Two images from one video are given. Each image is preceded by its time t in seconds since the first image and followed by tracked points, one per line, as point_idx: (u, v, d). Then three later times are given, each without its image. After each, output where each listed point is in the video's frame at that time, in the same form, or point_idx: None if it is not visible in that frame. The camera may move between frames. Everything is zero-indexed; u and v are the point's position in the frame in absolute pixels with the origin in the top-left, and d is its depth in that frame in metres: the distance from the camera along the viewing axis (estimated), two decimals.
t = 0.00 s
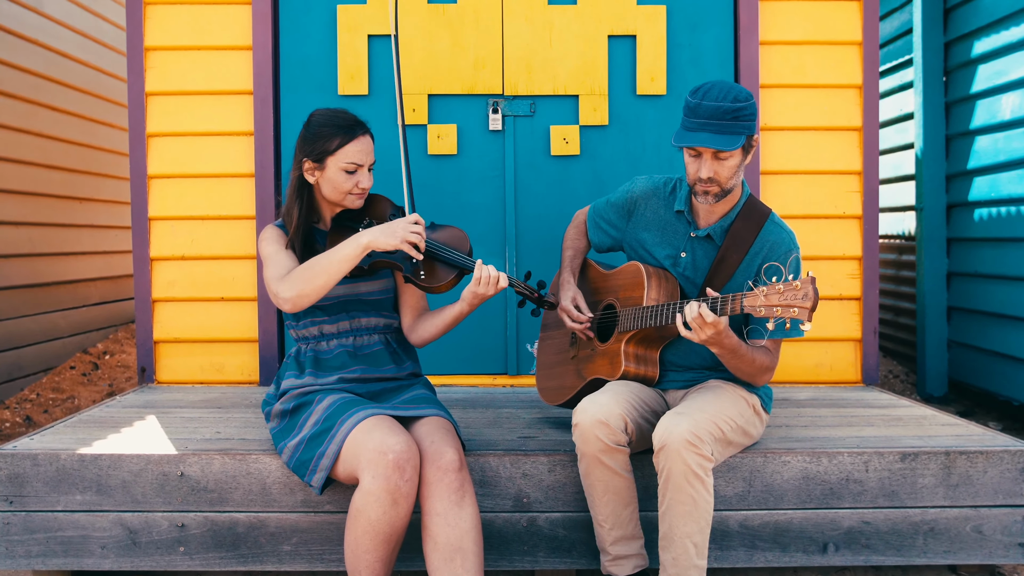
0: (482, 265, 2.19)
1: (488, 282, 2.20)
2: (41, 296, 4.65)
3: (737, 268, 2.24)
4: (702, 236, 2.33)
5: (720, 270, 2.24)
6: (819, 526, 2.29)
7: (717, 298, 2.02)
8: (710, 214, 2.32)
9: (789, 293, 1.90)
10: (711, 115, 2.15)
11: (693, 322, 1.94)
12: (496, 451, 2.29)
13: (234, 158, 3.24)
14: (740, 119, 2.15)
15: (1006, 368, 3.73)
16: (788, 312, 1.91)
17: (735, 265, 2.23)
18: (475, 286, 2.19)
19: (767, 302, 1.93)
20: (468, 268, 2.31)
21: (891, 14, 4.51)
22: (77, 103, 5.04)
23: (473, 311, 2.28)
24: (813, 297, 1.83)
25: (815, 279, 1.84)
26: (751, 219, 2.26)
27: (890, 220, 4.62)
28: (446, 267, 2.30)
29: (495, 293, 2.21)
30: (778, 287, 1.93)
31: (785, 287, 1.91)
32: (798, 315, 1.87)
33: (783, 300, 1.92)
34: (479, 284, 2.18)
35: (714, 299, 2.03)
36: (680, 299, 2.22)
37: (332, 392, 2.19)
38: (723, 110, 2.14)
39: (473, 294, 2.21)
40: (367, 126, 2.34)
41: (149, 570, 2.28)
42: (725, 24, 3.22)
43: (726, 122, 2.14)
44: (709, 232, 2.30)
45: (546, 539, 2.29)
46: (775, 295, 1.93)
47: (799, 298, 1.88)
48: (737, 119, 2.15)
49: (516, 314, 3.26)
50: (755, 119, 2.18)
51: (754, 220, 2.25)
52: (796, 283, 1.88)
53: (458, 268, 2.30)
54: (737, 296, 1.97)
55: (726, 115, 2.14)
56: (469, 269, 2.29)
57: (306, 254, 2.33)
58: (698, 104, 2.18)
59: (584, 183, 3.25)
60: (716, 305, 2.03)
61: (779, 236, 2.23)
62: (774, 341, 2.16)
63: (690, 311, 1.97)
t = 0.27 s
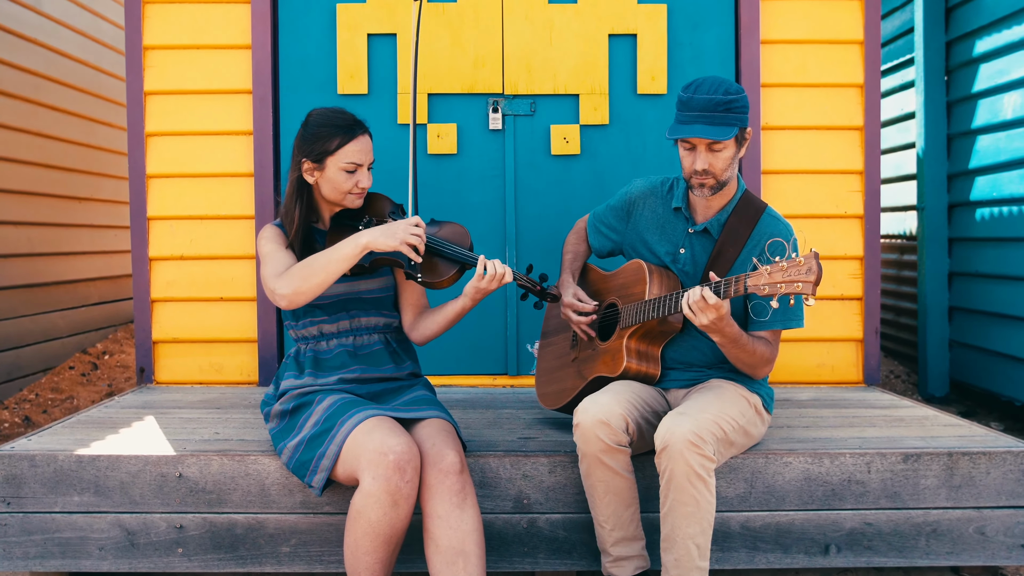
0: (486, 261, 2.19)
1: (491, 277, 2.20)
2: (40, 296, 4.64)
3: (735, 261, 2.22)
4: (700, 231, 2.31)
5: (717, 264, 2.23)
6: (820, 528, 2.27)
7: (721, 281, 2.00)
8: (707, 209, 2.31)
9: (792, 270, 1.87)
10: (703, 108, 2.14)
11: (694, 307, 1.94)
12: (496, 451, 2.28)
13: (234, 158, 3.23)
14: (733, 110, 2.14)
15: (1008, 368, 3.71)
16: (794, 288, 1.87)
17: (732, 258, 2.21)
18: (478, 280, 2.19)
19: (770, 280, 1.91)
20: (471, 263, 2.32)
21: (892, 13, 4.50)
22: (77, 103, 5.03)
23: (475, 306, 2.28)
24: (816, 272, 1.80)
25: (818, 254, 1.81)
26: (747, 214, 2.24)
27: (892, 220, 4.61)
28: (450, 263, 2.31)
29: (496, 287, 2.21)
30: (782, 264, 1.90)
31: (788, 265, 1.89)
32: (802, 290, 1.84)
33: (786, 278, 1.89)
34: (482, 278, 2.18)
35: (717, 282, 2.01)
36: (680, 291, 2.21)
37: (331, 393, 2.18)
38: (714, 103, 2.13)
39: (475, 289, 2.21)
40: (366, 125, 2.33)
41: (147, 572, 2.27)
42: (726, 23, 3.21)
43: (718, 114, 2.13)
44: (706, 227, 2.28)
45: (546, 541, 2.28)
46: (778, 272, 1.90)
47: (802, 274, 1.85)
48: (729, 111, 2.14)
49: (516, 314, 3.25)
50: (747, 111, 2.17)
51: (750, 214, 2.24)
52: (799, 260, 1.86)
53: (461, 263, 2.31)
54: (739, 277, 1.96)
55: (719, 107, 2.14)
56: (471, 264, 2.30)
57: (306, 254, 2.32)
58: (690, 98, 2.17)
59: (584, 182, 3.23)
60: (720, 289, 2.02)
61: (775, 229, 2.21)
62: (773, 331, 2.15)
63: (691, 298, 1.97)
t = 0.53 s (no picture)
0: (485, 245, 2.21)
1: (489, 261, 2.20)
2: (39, 296, 4.62)
3: (736, 259, 2.21)
4: (700, 229, 2.30)
5: (718, 263, 2.22)
6: (822, 529, 2.26)
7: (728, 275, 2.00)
8: (708, 206, 2.30)
9: (799, 261, 1.82)
10: (707, 102, 2.13)
11: (697, 300, 1.95)
12: (496, 452, 2.27)
13: (233, 157, 3.22)
14: (735, 106, 2.14)
15: (1009, 368, 3.70)
16: (801, 279, 1.82)
17: (734, 256, 2.20)
18: (477, 264, 2.19)
19: (777, 272, 1.88)
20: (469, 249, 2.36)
21: (893, 13, 4.48)
22: (76, 102, 5.01)
23: (475, 293, 2.27)
24: (824, 262, 1.74)
25: (825, 244, 1.75)
26: (748, 212, 2.24)
27: (892, 220, 4.60)
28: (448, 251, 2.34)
29: (496, 270, 2.21)
30: (790, 256, 1.86)
31: (795, 256, 1.84)
32: (810, 282, 1.79)
33: (795, 269, 1.84)
34: (482, 261, 2.18)
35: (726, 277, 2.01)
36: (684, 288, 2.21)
37: (330, 393, 2.17)
38: (718, 97, 2.12)
39: (475, 273, 2.20)
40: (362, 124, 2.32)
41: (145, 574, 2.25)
42: (727, 22, 3.20)
43: (721, 109, 2.12)
44: (707, 224, 2.28)
45: (546, 542, 2.27)
46: (786, 264, 1.87)
47: (810, 264, 1.80)
48: (732, 106, 2.13)
49: (516, 313, 3.24)
50: (749, 107, 2.16)
51: (750, 213, 2.23)
52: (806, 250, 1.81)
53: (459, 250, 2.35)
54: (746, 270, 1.94)
55: (722, 102, 2.13)
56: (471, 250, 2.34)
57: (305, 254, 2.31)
58: (694, 93, 2.16)
59: (584, 182, 3.22)
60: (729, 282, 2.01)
61: (776, 226, 2.20)
62: (772, 330, 2.16)
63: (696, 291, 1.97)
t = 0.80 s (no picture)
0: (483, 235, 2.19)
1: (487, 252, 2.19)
2: (37, 296, 4.61)
3: (739, 263, 2.20)
4: (704, 230, 2.30)
5: (721, 265, 2.21)
6: (823, 531, 2.25)
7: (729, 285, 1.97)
8: (713, 207, 2.29)
9: (802, 275, 1.83)
10: (719, 103, 2.12)
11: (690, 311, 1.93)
12: (496, 454, 2.26)
13: (231, 157, 3.20)
14: (747, 108, 2.12)
15: (1011, 368, 3.69)
16: (802, 293, 1.83)
17: (737, 259, 2.20)
18: (474, 254, 2.18)
19: (779, 285, 1.87)
20: (467, 241, 2.33)
21: (894, 12, 4.47)
22: (74, 102, 5.00)
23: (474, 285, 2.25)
24: (828, 276, 1.76)
25: (828, 259, 1.77)
26: (753, 214, 2.23)
27: (893, 220, 4.58)
28: (444, 244, 2.32)
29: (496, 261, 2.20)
30: (791, 269, 1.86)
31: (798, 270, 1.85)
32: (813, 295, 1.80)
33: (796, 282, 1.85)
34: (480, 251, 2.17)
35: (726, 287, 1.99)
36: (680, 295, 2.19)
37: (329, 393, 2.16)
38: (731, 98, 2.11)
39: (474, 264, 2.19)
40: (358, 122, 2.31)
41: None
42: (728, 21, 3.19)
43: (733, 110, 2.11)
44: (712, 226, 2.27)
45: (546, 544, 2.26)
46: (787, 277, 1.86)
47: (813, 278, 1.81)
48: (744, 108, 2.12)
49: (516, 313, 3.23)
50: (761, 110, 2.15)
51: (756, 216, 2.23)
52: (808, 264, 1.82)
53: (456, 243, 2.32)
54: (748, 280, 1.92)
55: (734, 103, 2.12)
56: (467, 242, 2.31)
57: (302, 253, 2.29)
58: (706, 93, 2.14)
59: (584, 182, 3.21)
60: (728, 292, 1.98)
61: (781, 231, 2.20)
62: (769, 334, 2.14)
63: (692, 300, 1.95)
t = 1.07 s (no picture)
0: (485, 213, 2.19)
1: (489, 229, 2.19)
2: (36, 296, 4.60)
3: (746, 271, 2.19)
4: (714, 234, 2.28)
5: (727, 271, 2.20)
6: (825, 532, 2.24)
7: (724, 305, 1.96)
8: (725, 211, 2.26)
9: (798, 300, 1.85)
10: (735, 113, 2.10)
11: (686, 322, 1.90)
12: (496, 455, 2.24)
13: (230, 157, 3.19)
14: (765, 120, 2.10)
15: (1013, 369, 3.67)
16: (797, 319, 1.85)
17: (744, 267, 2.19)
18: (477, 233, 2.18)
19: (775, 308, 1.88)
20: (468, 224, 2.33)
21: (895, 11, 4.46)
22: (73, 102, 4.98)
23: (479, 266, 2.23)
24: (824, 305, 1.78)
25: (826, 286, 1.77)
26: (764, 223, 2.22)
27: (894, 220, 4.57)
28: (447, 227, 2.32)
29: (497, 239, 2.20)
30: (788, 292, 1.87)
31: (794, 293, 1.86)
32: (808, 323, 1.82)
33: (792, 307, 1.87)
34: (481, 230, 2.17)
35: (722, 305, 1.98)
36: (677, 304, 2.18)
37: (329, 394, 2.14)
38: (748, 109, 2.09)
39: (476, 244, 2.18)
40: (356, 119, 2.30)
41: None
42: (729, 20, 3.17)
43: (750, 122, 2.09)
44: (721, 231, 2.25)
45: (546, 546, 2.25)
46: (784, 300, 1.87)
47: (809, 305, 1.83)
48: (762, 120, 2.10)
49: (516, 313, 3.21)
50: (780, 121, 2.12)
51: (766, 224, 2.22)
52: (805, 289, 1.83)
53: (459, 225, 2.33)
54: (743, 301, 1.91)
55: (751, 115, 2.09)
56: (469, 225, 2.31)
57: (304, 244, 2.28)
58: (724, 101, 2.12)
59: (584, 182, 3.20)
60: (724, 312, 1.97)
61: (791, 242, 2.19)
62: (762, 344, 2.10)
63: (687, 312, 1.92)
